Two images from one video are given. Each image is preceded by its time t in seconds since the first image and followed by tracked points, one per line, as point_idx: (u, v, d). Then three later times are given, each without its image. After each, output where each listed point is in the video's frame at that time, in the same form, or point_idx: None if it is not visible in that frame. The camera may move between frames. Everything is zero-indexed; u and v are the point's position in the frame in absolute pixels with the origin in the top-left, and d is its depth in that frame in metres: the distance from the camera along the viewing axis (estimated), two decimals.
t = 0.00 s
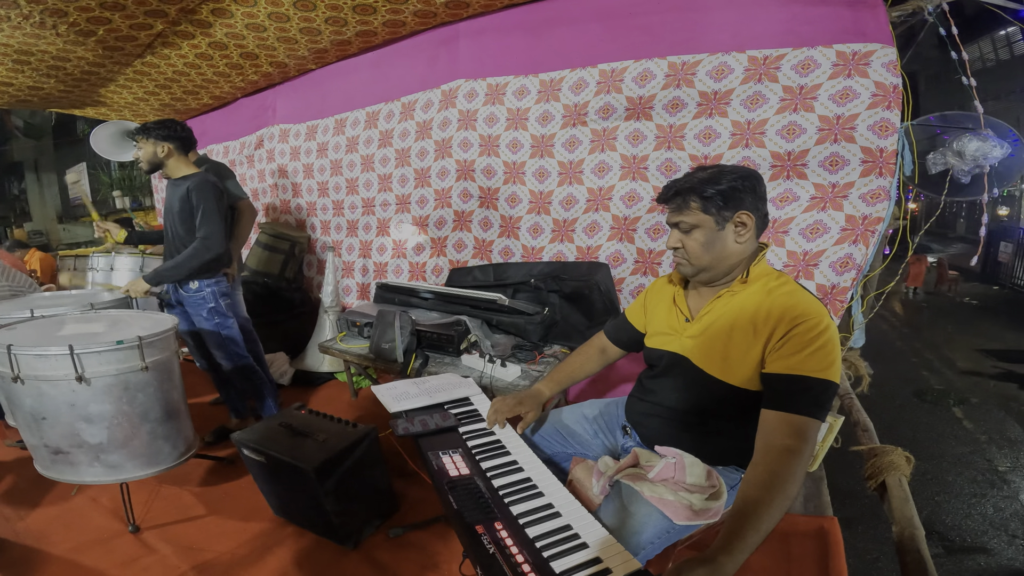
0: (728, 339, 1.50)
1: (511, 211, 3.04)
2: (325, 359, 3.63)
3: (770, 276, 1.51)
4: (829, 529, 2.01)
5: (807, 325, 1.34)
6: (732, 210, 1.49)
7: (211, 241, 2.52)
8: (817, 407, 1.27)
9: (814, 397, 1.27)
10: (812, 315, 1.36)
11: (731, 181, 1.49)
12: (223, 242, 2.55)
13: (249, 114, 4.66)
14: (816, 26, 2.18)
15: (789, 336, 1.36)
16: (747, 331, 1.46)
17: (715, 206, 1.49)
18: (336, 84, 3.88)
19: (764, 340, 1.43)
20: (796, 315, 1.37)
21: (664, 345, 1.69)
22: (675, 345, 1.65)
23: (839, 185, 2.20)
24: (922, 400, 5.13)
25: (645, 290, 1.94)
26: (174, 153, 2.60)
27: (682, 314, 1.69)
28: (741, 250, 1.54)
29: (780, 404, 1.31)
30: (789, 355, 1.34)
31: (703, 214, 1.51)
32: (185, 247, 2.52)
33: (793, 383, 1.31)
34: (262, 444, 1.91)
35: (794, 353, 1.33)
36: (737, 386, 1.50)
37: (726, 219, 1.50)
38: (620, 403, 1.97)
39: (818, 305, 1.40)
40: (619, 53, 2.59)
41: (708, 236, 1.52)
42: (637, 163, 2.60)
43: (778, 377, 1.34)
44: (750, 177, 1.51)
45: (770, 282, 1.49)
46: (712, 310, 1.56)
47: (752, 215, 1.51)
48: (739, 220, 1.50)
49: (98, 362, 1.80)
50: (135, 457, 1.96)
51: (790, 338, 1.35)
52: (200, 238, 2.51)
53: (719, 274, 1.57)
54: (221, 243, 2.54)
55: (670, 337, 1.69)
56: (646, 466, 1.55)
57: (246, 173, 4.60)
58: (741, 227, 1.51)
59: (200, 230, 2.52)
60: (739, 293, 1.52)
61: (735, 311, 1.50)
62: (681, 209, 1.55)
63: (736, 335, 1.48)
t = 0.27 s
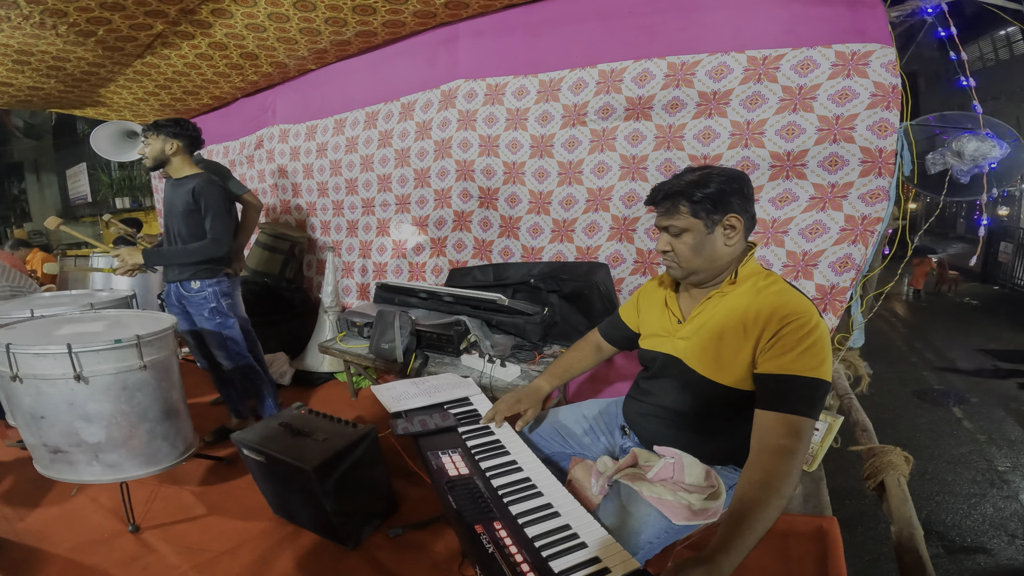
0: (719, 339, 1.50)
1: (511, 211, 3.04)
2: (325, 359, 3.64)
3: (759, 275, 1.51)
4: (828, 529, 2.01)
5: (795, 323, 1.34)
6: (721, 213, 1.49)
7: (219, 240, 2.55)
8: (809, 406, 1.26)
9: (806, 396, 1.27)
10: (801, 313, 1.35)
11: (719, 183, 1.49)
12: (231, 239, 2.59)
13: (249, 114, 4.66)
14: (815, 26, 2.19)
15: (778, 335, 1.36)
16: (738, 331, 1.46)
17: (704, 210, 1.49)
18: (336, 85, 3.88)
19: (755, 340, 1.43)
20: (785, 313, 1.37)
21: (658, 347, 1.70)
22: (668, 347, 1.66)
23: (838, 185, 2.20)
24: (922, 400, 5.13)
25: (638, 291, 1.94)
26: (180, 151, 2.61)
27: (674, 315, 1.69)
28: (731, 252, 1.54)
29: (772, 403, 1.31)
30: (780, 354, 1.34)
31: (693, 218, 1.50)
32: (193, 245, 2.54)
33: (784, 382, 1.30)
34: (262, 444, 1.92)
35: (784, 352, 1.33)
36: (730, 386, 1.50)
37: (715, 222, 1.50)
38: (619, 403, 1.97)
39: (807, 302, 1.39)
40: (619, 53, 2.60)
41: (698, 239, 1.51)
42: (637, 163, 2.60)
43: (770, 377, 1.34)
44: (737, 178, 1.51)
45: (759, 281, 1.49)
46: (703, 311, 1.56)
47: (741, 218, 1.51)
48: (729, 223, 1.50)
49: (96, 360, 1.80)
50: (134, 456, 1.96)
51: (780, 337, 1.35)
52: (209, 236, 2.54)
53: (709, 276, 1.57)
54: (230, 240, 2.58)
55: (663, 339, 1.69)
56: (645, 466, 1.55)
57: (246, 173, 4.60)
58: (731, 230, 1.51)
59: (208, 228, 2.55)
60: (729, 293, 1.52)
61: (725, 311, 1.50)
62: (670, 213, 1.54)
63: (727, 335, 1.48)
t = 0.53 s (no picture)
0: (709, 343, 1.50)
1: (511, 211, 3.05)
2: (325, 359, 3.64)
3: (742, 275, 1.52)
4: (829, 529, 1.99)
5: (781, 323, 1.35)
6: (702, 219, 1.49)
7: (229, 237, 2.59)
8: (807, 408, 1.28)
9: (802, 398, 1.28)
10: (786, 313, 1.36)
11: (697, 189, 1.49)
12: (240, 236, 2.62)
13: (249, 115, 4.67)
14: (815, 26, 2.19)
15: (766, 337, 1.36)
16: (726, 334, 1.47)
17: (686, 217, 1.49)
18: (336, 85, 3.88)
19: (744, 342, 1.43)
20: (771, 315, 1.37)
21: (650, 352, 1.71)
22: (661, 352, 1.67)
23: (838, 185, 2.20)
24: (922, 400, 5.13)
25: (627, 293, 1.95)
26: (183, 150, 2.62)
27: (663, 319, 1.70)
28: (715, 255, 1.55)
29: (769, 407, 1.32)
30: (769, 356, 1.34)
31: (675, 226, 1.50)
32: (203, 245, 2.56)
33: (777, 385, 1.31)
34: (262, 444, 1.92)
35: (774, 355, 1.33)
36: (725, 388, 1.50)
37: (697, 228, 1.50)
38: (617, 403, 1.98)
39: (791, 300, 1.39)
40: (618, 54, 2.60)
41: (683, 246, 1.51)
42: (637, 164, 2.60)
43: (763, 381, 1.34)
44: (711, 181, 1.52)
45: (743, 282, 1.50)
46: (692, 316, 1.57)
47: (722, 221, 1.51)
48: (711, 227, 1.50)
49: (98, 361, 1.80)
50: (135, 457, 1.96)
51: (769, 340, 1.35)
52: (217, 234, 2.56)
53: (695, 281, 1.58)
54: (239, 236, 2.61)
55: (655, 343, 1.70)
56: (644, 466, 1.56)
57: (246, 174, 4.61)
58: (713, 234, 1.52)
59: (216, 227, 2.57)
60: (714, 297, 1.53)
61: (712, 315, 1.51)
62: (652, 223, 1.53)
63: (716, 338, 1.49)
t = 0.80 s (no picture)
0: (701, 345, 1.51)
1: (511, 211, 3.05)
2: (325, 359, 3.64)
3: (733, 275, 1.52)
4: (828, 529, 2.04)
5: (773, 323, 1.35)
6: (693, 220, 1.50)
7: (233, 235, 2.60)
8: (798, 409, 1.31)
9: (794, 400, 1.31)
10: (777, 315, 1.36)
11: (685, 191, 1.49)
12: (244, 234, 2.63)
13: (250, 115, 4.67)
14: (814, 26, 2.19)
15: (759, 337, 1.37)
16: (717, 336, 1.47)
17: (677, 219, 1.49)
18: (336, 85, 3.89)
19: (735, 344, 1.44)
20: (762, 317, 1.38)
21: (645, 354, 1.71)
22: (655, 354, 1.67)
23: (838, 186, 2.20)
24: (923, 400, 5.14)
25: (619, 293, 1.94)
26: (184, 149, 2.61)
27: (657, 321, 1.70)
28: (706, 255, 1.55)
29: (763, 410, 1.35)
30: (760, 358, 1.36)
31: (669, 229, 1.50)
32: (208, 245, 2.57)
33: (770, 389, 1.34)
34: (262, 444, 1.92)
35: (765, 358, 1.35)
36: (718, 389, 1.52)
37: (689, 229, 1.50)
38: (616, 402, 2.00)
39: (782, 300, 1.39)
40: (618, 54, 2.60)
41: (676, 249, 1.51)
42: (637, 164, 2.60)
43: (756, 384, 1.36)
44: (694, 181, 1.52)
45: (734, 282, 1.50)
46: (684, 318, 1.57)
47: (712, 221, 1.52)
48: (702, 228, 1.50)
49: (99, 362, 1.81)
50: (136, 457, 1.97)
51: (760, 343, 1.36)
52: (221, 233, 2.57)
53: (688, 283, 1.57)
54: (244, 234, 2.63)
55: (650, 345, 1.70)
56: (642, 465, 1.55)
57: (246, 174, 4.61)
58: (704, 234, 1.52)
59: (219, 226, 2.57)
60: (706, 298, 1.53)
61: (703, 317, 1.51)
62: (644, 226, 1.52)
63: (708, 340, 1.49)
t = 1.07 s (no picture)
0: (696, 344, 1.52)
1: (512, 211, 3.05)
2: (326, 360, 3.64)
3: (733, 274, 1.52)
4: (828, 528, 2.05)
5: (765, 324, 1.36)
6: (696, 220, 1.50)
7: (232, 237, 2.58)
8: (780, 408, 1.33)
9: (778, 399, 1.33)
10: (770, 316, 1.36)
11: (689, 191, 1.49)
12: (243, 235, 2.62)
13: (250, 115, 4.67)
14: (814, 27, 2.19)
15: (753, 335, 1.38)
16: (711, 336, 1.48)
17: (679, 219, 1.49)
18: (337, 86, 3.89)
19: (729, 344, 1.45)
20: (756, 317, 1.39)
21: (646, 352, 1.72)
22: (655, 352, 1.68)
23: (838, 186, 2.20)
24: (923, 400, 5.14)
25: (625, 297, 1.95)
26: (184, 149, 2.61)
27: (658, 320, 1.70)
28: (708, 255, 1.55)
29: (746, 408, 1.37)
30: (749, 358, 1.37)
31: (670, 228, 1.50)
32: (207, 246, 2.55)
33: (757, 387, 1.35)
34: (262, 444, 1.93)
35: (755, 357, 1.36)
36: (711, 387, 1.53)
37: (691, 229, 1.50)
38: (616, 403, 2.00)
39: (778, 300, 1.40)
40: (619, 54, 2.60)
41: (678, 248, 1.51)
42: (637, 164, 2.61)
43: (743, 382, 1.38)
44: (696, 182, 1.52)
45: (733, 282, 1.50)
46: (683, 316, 1.58)
47: (714, 221, 1.51)
48: (704, 228, 1.50)
49: (101, 362, 1.81)
50: (138, 457, 1.97)
51: (751, 342, 1.38)
52: (221, 235, 2.56)
53: (690, 281, 1.58)
54: (243, 235, 2.61)
55: (650, 343, 1.71)
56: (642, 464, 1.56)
57: (247, 174, 4.62)
58: (706, 234, 1.52)
59: (219, 228, 2.56)
60: (705, 297, 1.53)
61: (700, 316, 1.52)
62: (647, 225, 1.52)
63: (704, 338, 1.50)
